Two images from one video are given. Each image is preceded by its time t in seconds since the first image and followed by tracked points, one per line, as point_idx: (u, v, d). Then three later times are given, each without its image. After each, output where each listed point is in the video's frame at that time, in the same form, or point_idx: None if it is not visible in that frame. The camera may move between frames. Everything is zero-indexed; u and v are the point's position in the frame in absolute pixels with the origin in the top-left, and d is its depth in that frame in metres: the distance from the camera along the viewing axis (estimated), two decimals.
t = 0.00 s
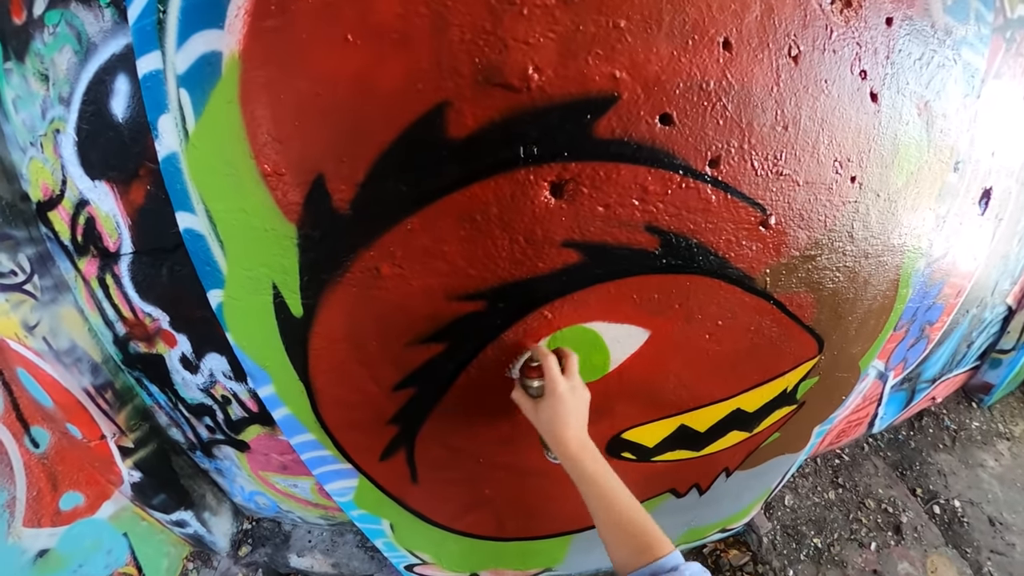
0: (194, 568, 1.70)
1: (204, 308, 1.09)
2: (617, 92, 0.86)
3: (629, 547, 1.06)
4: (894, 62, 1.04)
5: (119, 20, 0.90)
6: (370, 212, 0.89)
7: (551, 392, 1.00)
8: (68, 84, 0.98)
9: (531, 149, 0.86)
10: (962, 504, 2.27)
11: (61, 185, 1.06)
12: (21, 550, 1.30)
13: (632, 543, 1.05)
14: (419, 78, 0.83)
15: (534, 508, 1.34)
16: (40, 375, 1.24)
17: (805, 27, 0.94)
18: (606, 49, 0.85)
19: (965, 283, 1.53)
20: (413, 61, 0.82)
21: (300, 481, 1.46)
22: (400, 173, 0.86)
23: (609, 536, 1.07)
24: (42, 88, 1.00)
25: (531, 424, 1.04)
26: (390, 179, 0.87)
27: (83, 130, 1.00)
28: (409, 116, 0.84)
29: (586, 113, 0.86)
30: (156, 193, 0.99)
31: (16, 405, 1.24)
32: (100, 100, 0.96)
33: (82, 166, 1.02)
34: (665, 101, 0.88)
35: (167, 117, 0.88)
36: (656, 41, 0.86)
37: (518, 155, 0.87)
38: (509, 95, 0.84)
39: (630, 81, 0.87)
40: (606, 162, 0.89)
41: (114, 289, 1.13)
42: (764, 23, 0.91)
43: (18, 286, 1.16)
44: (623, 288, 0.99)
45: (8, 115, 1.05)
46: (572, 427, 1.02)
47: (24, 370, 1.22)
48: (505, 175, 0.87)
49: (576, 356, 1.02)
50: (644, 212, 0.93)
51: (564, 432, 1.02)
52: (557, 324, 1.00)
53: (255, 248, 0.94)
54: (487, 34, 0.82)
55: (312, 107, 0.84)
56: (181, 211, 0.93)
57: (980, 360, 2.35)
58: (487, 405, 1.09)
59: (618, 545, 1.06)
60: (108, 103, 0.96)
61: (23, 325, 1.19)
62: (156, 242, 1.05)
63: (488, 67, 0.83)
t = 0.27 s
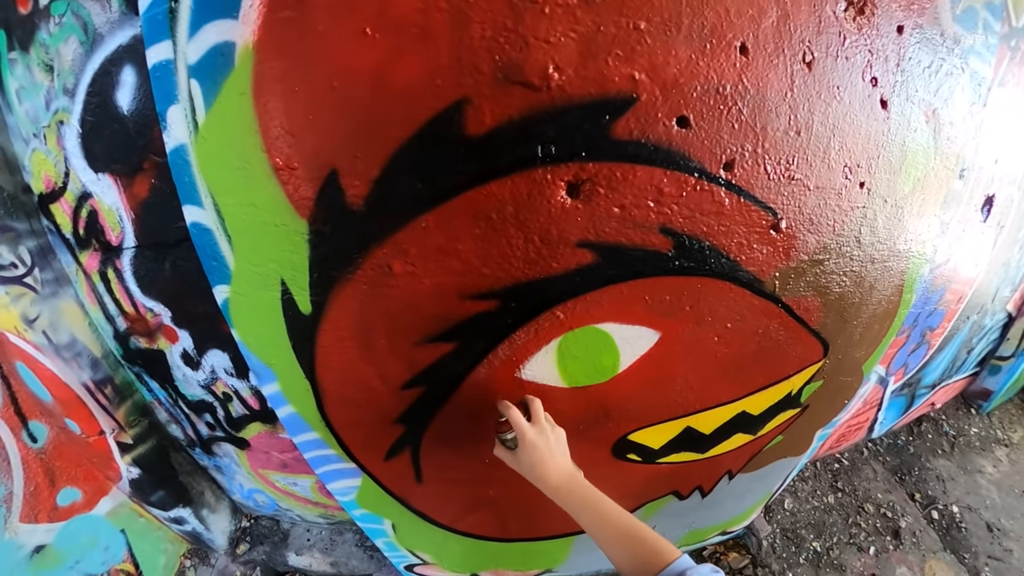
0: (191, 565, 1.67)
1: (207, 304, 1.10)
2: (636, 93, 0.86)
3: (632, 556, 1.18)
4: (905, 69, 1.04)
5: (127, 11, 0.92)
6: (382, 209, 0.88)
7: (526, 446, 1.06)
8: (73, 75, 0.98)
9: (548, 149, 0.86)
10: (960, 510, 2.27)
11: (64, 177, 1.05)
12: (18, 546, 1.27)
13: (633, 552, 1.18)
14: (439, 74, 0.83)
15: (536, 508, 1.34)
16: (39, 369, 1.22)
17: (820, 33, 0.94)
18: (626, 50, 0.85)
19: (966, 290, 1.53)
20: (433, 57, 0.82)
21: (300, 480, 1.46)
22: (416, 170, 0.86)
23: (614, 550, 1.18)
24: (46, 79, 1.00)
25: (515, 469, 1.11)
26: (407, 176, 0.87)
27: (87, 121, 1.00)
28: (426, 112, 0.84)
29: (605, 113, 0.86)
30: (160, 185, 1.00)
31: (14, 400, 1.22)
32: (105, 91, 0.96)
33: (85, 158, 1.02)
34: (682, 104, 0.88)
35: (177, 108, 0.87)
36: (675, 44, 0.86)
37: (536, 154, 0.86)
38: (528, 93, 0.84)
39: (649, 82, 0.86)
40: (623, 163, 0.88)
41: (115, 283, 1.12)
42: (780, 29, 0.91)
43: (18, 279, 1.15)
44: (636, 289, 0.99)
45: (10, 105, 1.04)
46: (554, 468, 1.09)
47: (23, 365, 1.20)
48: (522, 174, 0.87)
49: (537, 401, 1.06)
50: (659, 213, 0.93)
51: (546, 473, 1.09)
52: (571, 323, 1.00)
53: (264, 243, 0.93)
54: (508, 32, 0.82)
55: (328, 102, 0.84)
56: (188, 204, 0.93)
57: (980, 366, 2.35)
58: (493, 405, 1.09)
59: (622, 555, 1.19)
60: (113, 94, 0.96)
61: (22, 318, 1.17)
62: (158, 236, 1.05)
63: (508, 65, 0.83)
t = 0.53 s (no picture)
0: (189, 564, 1.67)
1: (207, 301, 1.11)
2: (641, 95, 0.87)
3: (646, 546, 1.16)
4: (905, 74, 1.05)
5: (130, 7, 0.93)
6: (386, 208, 0.89)
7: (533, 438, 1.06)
8: (74, 70, 0.98)
9: (553, 149, 0.87)
10: (955, 511, 2.28)
11: (64, 173, 1.06)
12: (14, 543, 1.27)
13: (647, 541, 1.16)
14: (446, 74, 0.83)
15: (535, 507, 1.34)
16: (36, 365, 1.22)
17: (822, 38, 0.94)
18: (632, 53, 0.86)
19: (963, 293, 1.54)
20: (440, 56, 0.83)
21: (298, 478, 1.46)
22: (421, 168, 0.87)
23: (627, 540, 1.17)
24: (47, 74, 1.00)
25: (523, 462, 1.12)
26: (412, 175, 0.87)
27: (88, 117, 1.00)
28: (432, 111, 0.84)
29: (610, 114, 0.87)
30: (161, 181, 1.01)
31: (12, 395, 1.22)
32: (106, 87, 0.97)
33: (85, 154, 1.02)
34: (686, 106, 0.89)
35: (181, 104, 0.88)
36: (680, 47, 0.87)
37: (541, 154, 0.87)
38: (534, 93, 0.84)
39: (654, 84, 0.87)
40: (627, 164, 0.89)
41: (115, 280, 1.13)
42: (783, 33, 0.91)
43: (17, 275, 1.15)
44: (638, 289, 0.99)
45: (10, 100, 1.03)
46: (560, 459, 1.09)
47: (22, 361, 1.21)
48: (527, 173, 0.88)
49: (538, 393, 1.07)
50: (662, 214, 0.93)
51: (552, 464, 1.09)
52: (573, 322, 1.01)
53: (268, 239, 0.94)
54: (515, 32, 0.83)
55: (333, 101, 0.84)
56: (191, 201, 0.93)
57: (976, 368, 2.36)
58: (493, 403, 1.09)
59: (636, 545, 1.17)
60: (115, 90, 0.97)
61: (20, 314, 1.17)
62: (158, 233, 1.06)
63: (515, 65, 0.83)
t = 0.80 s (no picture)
0: (188, 564, 1.68)
1: (205, 301, 1.10)
2: (641, 94, 0.86)
3: (663, 537, 1.05)
4: (906, 73, 1.04)
5: (126, 5, 0.93)
6: (384, 208, 0.88)
7: (612, 370, 0.96)
8: (71, 69, 0.98)
9: (552, 148, 0.86)
10: (955, 511, 2.28)
11: (61, 173, 1.05)
12: (13, 544, 1.28)
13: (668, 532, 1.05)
14: (444, 72, 0.83)
15: (534, 508, 1.34)
16: (35, 366, 1.22)
17: (823, 36, 0.94)
18: (631, 51, 0.85)
19: (963, 292, 1.53)
20: (437, 54, 0.82)
21: (297, 478, 1.46)
22: (419, 168, 0.86)
23: (648, 524, 1.06)
24: (44, 73, 1.00)
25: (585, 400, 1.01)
26: (410, 174, 0.86)
27: (84, 116, 1.00)
28: (430, 110, 0.84)
29: (610, 114, 0.86)
30: (158, 181, 1.00)
31: (10, 396, 1.22)
32: (104, 86, 0.97)
33: (83, 154, 1.02)
34: (686, 105, 0.88)
35: (177, 103, 0.87)
36: (679, 45, 0.86)
37: (540, 154, 0.86)
38: (533, 92, 0.84)
39: (654, 83, 0.87)
40: (627, 163, 0.89)
41: (113, 280, 1.12)
42: (783, 32, 0.91)
43: (14, 275, 1.14)
44: (638, 289, 0.99)
45: (7, 100, 1.03)
46: (626, 412, 0.99)
47: (19, 361, 1.21)
48: (526, 173, 0.87)
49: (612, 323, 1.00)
50: (661, 214, 0.93)
51: (617, 415, 0.98)
52: (572, 324, 1.00)
53: (265, 240, 0.93)
54: (514, 31, 0.82)
55: (331, 100, 0.84)
56: (188, 201, 0.92)
57: (975, 368, 2.36)
58: (492, 403, 1.09)
59: (653, 533, 1.06)
60: (111, 90, 0.96)
61: (18, 315, 1.16)
62: (156, 233, 1.05)
63: (514, 63, 0.83)
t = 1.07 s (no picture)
0: (187, 561, 1.68)
1: (206, 300, 1.10)
2: (639, 95, 0.86)
3: (657, 534, 1.03)
4: (909, 76, 1.03)
5: (130, 5, 0.93)
6: (382, 208, 0.88)
7: (630, 364, 0.93)
8: (73, 68, 0.98)
9: (550, 150, 0.86)
10: (956, 517, 2.27)
11: (64, 171, 1.05)
12: (12, 539, 1.27)
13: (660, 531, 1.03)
14: (441, 73, 0.82)
15: (532, 510, 1.33)
16: (35, 363, 1.22)
17: (825, 38, 0.93)
18: (630, 52, 0.84)
19: (966, 297, 1.52)
20: (434, 55, 0.81)
21: (297, 477, 1.45)
22: (417, 169, 0.86)
23: (644, 520, 1.04)
24: (47, 72, 1.00)
25: (595, 390, 0.98)
26: (407, 175, 0.86)
27: (88, 115, 0.99)
28: (427, 111, 0.83)
29: (608, 115, 0.85)
30: (160, 180, 0.99)
31: (12, 392, 1.22)
32: (106, 86, 0.96)
33: (85, 152, 1.01)
34: (686, 107, 0.88)
35: (176, 103, 0.87)
36: (680, 46, 0.86)
37: (537, 155, 0.86)
38: (531, 93, 0.83)
39: (653, 84, 0.86)
40: (625, 166, 0.88)
41: (114, 278, 1.12)
42: (784, 33, 0.90)
43: (16, 272, 1.14)
44: (637, 292, 0.98)
45: (11, 98, 1.04)
46: (636, 406, 0.96)
47: (21, 358, 1.20)
48: (523, 175, 0.87)
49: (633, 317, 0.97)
50: (660, 217, 0.92)
51: (627, 407, 0.96)
52: (568, 326, 0.99)
53: (263, 241, 0.93)
54: (511, 31, 0.81)
55: (327, 99, 0.83)
56: (187, 201, 0.92)
57: (977, 373, 2.34)
58: (491, 405, 1.08)
59: (647, 530, 1.04)
60: (114, 89, 0.96)
61: (19, 311, 1.17)
62: (159, 231, 1.04)
63: (511, 65, 0.82)
